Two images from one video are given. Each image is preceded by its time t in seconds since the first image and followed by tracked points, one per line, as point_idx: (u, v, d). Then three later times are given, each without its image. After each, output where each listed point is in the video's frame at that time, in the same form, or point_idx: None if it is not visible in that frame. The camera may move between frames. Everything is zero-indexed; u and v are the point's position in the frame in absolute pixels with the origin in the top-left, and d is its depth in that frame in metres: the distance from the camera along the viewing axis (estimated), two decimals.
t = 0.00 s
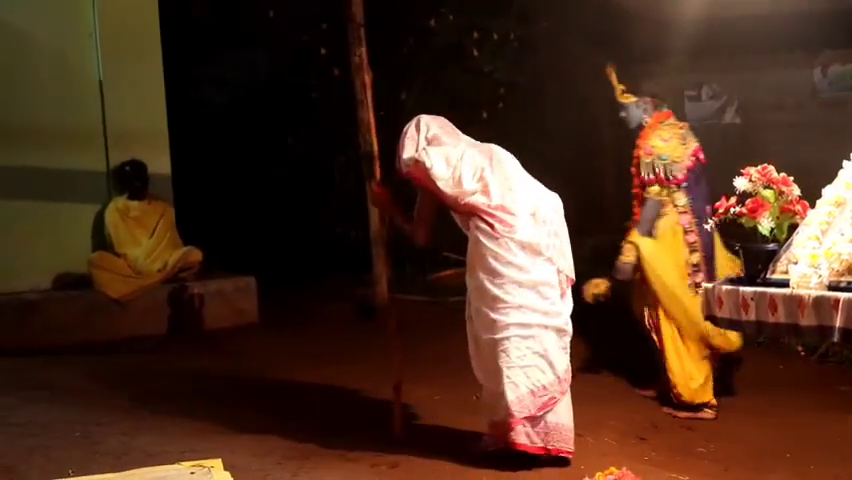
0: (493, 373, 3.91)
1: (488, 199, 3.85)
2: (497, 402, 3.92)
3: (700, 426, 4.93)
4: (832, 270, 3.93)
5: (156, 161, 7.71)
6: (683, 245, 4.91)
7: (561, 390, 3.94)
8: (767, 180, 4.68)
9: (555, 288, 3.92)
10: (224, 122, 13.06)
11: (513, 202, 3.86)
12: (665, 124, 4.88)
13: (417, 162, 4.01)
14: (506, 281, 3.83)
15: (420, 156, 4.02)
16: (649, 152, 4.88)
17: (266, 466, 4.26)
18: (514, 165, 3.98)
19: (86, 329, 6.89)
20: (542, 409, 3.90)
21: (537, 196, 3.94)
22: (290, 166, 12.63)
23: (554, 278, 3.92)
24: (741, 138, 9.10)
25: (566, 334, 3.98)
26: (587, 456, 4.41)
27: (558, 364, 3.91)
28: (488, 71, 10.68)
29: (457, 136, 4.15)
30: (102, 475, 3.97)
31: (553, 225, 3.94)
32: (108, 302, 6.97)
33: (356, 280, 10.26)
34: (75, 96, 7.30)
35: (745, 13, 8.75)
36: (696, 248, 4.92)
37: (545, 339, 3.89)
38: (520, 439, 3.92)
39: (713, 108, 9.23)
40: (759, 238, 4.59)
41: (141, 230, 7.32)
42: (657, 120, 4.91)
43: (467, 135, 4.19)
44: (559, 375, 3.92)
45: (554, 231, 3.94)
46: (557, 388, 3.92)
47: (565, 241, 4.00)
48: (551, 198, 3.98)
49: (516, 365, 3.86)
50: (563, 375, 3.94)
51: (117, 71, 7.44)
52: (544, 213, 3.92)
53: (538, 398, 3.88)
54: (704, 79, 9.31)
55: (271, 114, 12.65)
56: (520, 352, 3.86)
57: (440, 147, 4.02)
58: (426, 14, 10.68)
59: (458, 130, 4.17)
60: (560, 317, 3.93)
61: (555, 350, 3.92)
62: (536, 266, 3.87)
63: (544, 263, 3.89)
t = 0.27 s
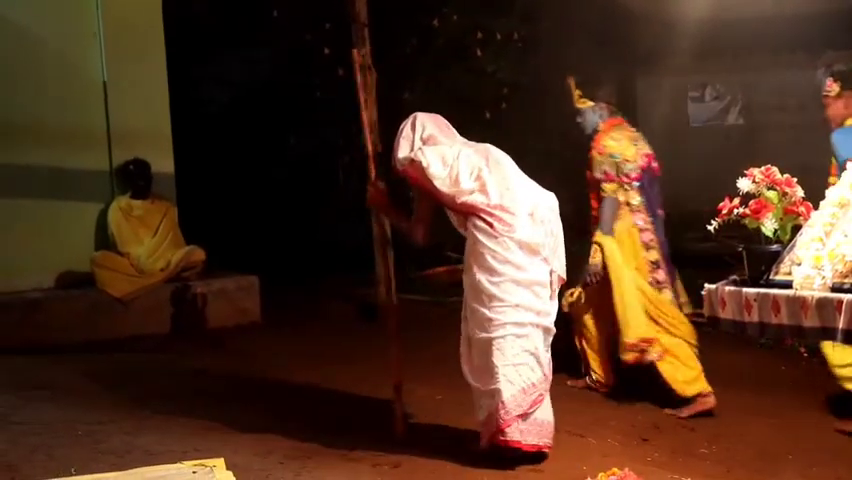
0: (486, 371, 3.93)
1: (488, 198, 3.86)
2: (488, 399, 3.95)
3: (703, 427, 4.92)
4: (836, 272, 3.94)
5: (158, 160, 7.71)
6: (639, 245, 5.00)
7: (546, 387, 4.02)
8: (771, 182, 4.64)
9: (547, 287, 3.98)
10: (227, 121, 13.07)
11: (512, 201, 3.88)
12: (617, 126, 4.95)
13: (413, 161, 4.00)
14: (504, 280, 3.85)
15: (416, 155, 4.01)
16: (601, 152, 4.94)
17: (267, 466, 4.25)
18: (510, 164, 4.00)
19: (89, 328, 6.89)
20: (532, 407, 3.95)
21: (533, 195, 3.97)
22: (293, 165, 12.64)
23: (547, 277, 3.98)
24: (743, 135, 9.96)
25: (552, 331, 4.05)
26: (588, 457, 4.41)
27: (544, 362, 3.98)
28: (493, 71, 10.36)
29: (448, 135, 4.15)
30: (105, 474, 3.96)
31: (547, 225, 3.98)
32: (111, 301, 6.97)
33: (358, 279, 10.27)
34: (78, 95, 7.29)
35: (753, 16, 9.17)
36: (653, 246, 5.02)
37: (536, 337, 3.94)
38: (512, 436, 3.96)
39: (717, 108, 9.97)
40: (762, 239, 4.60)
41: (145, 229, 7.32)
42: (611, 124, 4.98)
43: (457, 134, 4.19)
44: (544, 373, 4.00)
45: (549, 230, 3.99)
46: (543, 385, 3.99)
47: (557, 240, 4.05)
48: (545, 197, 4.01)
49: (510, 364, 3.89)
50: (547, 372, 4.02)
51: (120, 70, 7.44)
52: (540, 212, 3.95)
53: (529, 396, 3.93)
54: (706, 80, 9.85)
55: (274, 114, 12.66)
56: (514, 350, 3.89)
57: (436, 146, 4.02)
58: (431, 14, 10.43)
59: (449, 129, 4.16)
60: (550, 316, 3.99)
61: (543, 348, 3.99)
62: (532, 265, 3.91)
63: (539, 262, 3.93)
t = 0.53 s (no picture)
0: (491, 369, 3.98)
1: (496, 198, 3.91)
2: (492, 397, 4.00)
3: (703, 428, 4.92)
4: (838, 272, 3.99)
5: (161, 158, 7.69)
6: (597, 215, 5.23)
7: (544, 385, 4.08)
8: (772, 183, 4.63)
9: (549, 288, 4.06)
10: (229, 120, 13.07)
11: (519, 201, 3.94)
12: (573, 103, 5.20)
13: (417, 159, 4.00)
14: (510, 280, 3.91)
15: (420, 153, 4.01)
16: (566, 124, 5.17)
17: (267, 466, 4.25)
18: (513, 165, 4.05)
19: (90, 327, 6.90)
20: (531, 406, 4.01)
21: (537, 195, 4.03)
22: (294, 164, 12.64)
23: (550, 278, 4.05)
24: (743, 136, 9.85)
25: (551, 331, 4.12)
26: (589, 456, 4.41)
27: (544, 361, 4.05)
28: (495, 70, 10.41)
29: (448, 133, 4.16)
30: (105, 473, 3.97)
31: (550, 226, 4.06)
32: (112, 300, 6.98)
33: (359, 279, 10.27)
34: (81, 93, 7.29)
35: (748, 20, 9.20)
36: (607, 219, 5.28)
37: (539, 338, 4.01)
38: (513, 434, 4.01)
39: (718, 109, 9.91)
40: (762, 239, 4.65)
41: (146, 228, 7.31)
42: (572, 101, 5.20)
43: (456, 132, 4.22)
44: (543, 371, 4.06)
45: (552, 231, 4.06)
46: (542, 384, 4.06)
47: (558, 241, 4.13)
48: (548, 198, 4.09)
49: (513, 363, 3.94)
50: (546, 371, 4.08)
51: (123, 68, 7.44)
52: (544, 213, 4.02)
53: (529, 394, 3.99)
54: (707, 80, 9.79)
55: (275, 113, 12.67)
56: (518, 349, 3.94)
57: (439, 145, 4.03)
58: (433, 14, 10.58)
59: (448, 127, 4.19)
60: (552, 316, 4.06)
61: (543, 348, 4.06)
62: (536, 265, 3.97)
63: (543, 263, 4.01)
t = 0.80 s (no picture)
0: (501, 370, 3.99)
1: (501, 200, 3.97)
2: (502, 398, 4.00)
3: (704, 430, 4.91)
4: (838, 274, 3.94)
5: (162, 159, 7.64)
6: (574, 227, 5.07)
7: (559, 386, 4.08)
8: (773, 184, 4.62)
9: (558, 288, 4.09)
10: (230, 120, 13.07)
11: (524, 202, 3.99)
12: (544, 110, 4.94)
13: (419, 161, 4.06)
14: (517, 280, 3.95)
15: (421, 155, 4.06)
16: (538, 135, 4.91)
17: (267, 467, 4.25)
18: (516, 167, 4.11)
19: (90, 327, 6.90)
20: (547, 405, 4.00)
21: (541, 197, 4.08)
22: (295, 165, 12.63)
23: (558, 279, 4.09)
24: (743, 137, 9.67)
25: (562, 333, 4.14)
26: (591, 458, 4.41)
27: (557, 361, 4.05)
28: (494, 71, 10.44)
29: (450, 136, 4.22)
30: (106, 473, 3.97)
31: (556, 227, 4.10)
32: (113, 300, 6.98)
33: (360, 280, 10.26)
34: (82, 93, 7.28)
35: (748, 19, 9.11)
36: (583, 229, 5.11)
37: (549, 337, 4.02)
38: (529, 434, 4.00)
39: (718, 110, 9.69)
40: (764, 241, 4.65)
41: (148, 229, 7.28)
42: (540, 109, 4.94)
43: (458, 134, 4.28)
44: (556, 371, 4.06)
45: (557, 232, 4.11)
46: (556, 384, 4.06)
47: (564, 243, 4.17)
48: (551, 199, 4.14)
49: (524, 362, 3.95)
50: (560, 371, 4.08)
51: (124, 68, 7.41)
52: (549, 214, 4.07)
53: (543, 394, 3.99)
54: (709, 81, 9.64)
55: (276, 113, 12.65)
56: (528, 349, 3.96)
57: (440, 147, 4.08)
58: (433, 14, 10.63)
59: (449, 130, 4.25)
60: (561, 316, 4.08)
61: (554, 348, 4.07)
62: (544, 266, 4.01)
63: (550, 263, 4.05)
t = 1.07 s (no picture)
0: (511, 369, 4.08)
1: (517, 202, 4.04)
2: (511, 396, 4.08)
3: (717, 431, 4.90)
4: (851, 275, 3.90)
5: (171, 164, 7.60)
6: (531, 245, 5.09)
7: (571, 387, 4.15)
8: (784, 185, 4.63)
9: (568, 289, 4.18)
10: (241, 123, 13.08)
11: (538, 205, 4.07)
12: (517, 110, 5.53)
13: (430, 164, 4.13)
14: (530, 281, 4.03)
15: (431, 157, 4.14)
16: (510, 134, 5.48)
17: (280, 471, 4.25)
18: (527, 171, 4.19)
19: (102, 331, 6.93)
20: (556, 405, 4.09)
21: (553, 199, 4.17)
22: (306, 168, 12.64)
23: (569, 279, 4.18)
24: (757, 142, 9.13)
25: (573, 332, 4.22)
26: (604, 460, 4.40)
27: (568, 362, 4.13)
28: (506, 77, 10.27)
29: (456, 140, 4.29)
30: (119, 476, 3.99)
31: (566, 229, 4.19)
32: (125, 305, 6.99)
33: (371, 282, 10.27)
34: (91, 98, 7.25)
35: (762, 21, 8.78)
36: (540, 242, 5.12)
37: (561, 337, 4.11)
38: (539, 431, 4.10)
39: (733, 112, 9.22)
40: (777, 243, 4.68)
41: (159, 234, 7.27)
42: (513, 106, 5.54)
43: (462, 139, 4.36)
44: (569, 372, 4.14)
45: (568, 234, 4.20)
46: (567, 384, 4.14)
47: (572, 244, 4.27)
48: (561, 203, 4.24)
49: (536, 362, 4.04)
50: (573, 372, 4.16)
51: (134, 73, 7.36)
52: (560, 216, 4.16)
53: (553, 393, 4.07)
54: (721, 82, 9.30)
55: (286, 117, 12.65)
56: (539, 349, 4.04)
57: (450, 151, 4.17)
58: (442, 16, 10.63)
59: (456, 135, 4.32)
60: (572, 317, 4.17)
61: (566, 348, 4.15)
62: (555, 267, 4.10)
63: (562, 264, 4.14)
